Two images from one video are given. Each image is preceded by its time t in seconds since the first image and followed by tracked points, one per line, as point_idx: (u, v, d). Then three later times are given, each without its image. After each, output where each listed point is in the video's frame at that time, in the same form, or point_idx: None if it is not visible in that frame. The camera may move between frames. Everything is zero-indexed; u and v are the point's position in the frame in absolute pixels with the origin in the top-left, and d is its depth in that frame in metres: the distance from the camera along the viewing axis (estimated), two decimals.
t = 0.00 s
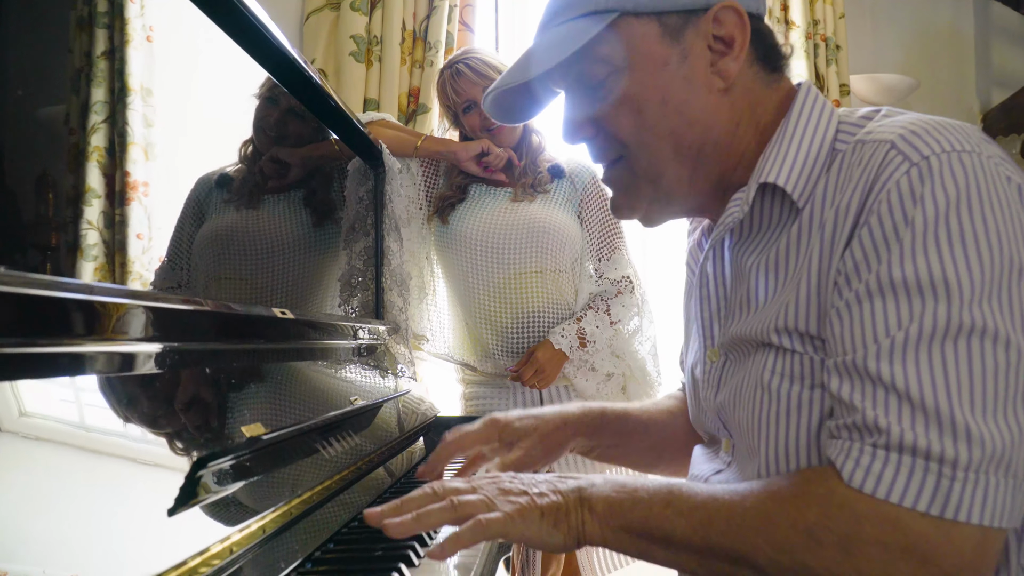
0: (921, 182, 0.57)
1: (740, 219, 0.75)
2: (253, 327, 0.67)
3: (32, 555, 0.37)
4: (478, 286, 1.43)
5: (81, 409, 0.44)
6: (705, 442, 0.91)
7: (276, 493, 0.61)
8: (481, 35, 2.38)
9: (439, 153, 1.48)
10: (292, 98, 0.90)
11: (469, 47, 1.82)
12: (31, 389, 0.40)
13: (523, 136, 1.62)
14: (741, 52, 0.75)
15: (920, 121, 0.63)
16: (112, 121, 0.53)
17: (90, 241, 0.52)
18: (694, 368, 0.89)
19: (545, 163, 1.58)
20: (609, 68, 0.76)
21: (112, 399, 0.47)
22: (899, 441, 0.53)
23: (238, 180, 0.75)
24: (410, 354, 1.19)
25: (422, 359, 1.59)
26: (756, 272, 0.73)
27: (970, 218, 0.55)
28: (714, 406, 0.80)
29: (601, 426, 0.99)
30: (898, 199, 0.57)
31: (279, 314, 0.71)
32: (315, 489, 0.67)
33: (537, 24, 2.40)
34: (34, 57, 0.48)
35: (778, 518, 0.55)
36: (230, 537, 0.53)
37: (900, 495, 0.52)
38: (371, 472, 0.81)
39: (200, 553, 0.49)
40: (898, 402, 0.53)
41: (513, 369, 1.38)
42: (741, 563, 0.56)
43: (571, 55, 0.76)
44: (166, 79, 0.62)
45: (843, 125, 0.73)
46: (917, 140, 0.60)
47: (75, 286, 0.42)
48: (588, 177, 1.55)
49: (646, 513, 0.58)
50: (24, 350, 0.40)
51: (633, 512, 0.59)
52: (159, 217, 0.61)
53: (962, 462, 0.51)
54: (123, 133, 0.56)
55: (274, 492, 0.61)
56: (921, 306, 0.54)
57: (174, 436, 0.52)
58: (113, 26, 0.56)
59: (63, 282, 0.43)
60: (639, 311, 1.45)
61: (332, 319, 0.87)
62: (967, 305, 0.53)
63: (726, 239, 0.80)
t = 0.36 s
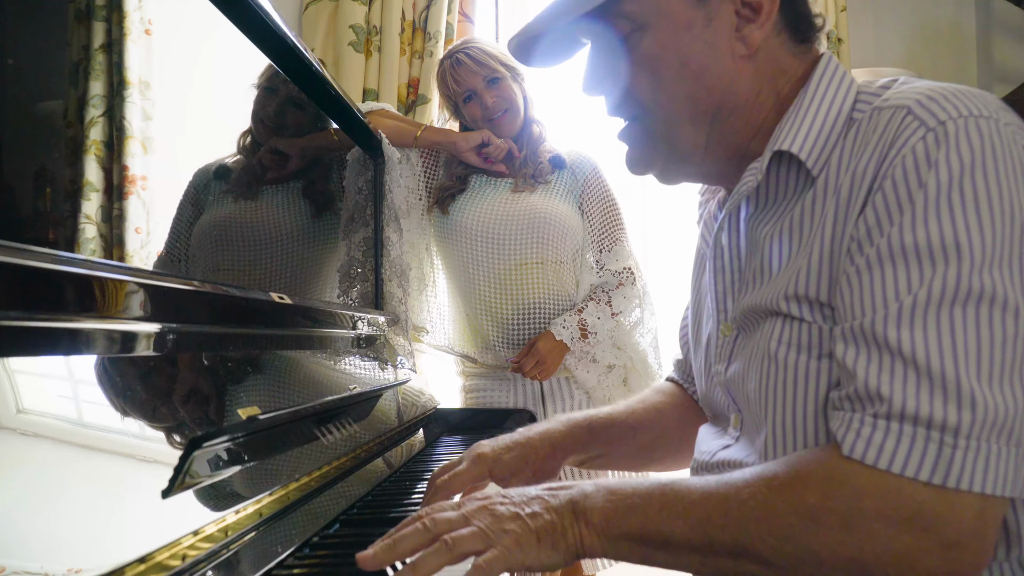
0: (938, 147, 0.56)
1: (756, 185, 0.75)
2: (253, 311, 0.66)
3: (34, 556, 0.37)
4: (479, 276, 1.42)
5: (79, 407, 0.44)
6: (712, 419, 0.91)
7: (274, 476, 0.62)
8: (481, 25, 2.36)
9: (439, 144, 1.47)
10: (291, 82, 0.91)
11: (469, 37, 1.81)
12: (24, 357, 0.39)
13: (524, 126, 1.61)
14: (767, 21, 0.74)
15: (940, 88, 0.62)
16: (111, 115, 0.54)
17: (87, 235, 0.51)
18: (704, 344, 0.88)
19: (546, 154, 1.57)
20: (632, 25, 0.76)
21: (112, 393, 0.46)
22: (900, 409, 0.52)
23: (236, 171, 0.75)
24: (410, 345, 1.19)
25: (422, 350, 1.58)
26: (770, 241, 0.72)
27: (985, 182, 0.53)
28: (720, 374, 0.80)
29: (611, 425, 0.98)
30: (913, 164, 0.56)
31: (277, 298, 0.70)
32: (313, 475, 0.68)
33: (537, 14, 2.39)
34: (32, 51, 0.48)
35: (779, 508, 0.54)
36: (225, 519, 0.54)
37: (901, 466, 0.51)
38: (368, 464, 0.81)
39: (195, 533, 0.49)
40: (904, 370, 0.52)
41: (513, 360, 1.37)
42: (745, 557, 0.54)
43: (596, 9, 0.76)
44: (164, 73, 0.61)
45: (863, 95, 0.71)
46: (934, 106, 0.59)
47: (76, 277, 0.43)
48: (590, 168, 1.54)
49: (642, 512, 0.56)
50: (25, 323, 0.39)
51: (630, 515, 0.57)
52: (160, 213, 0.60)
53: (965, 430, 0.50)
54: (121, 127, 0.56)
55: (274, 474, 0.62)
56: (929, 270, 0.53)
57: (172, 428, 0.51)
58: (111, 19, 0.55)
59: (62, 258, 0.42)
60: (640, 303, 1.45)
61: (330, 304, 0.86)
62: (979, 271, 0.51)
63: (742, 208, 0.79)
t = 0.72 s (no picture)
0: (964, 122, 0.55)
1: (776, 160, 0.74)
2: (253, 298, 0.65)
3: (32, 548, 0.37)
4: (480, 268, 1.42)
5: (78, 404, 0.44)
6: (724, 401, 0.90)
7: (274, 464, 0.62)
8: (481, 18, 2.35)
9: (440, 136, 1.46)
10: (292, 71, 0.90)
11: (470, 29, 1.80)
12: (17, 350, 0.39)
13: (525, 119, 1.61)
14: None
15: (969, 66, 0.61)
16: (110, 110, 0.54)
17: (88, 231, 0.51)
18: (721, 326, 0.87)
19: (547, 147, 1.56)
20: None
21: (113, 388, 0.46)
22: (916, 388, 0.51)
23: (237, 165, 0.74)
24: (411, 339, 1.19)
25: (422, 344, 1.58)
26: (790, 218, 0.71)
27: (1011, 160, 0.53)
28: (736, 353, 0.79)
29: (641, 427, 0.97)
30: (939, 139, 0.56)
31: (277, 286, 0.70)
32: (314, 464, 0.69)
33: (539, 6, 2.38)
34: (30, 47, 0.47)
35: (786, 494, 0.53)
36: (225, 504, 0.53)
37: (911, 445, 0.51)
38: (369, 458, 0.81)
39: (194, 517, 0.49)
40: (920, 347, 0.52)
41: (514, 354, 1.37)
42: (751, 543, 0.53)
43: None
44: (163, 69, 0.61)
45: (888, 72, 0.70)
46: (962, 82, 0.58)
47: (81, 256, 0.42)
48: (591, 161, 1.54)
49: (647, 503, 0.56)
50: (26, 302, 0.38)
51: (636, 506, 0.56)
52: (159, 209, 0.59)
53: (980, 410, 0.49)
54: (121, 122, 0.55)
55: (274, 463, 0.62)
56: (953, 246, 0.52)
57: (171, 424, 0.51)
58: (111, 14, 0.55)
59: (68, 237, 0.41)
60: (643, 296, 1.45)
61: (331, 294, 0.85)
62: (1002, 248, 0.51)
63: (763, 184, 0.78)
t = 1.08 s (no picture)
0: (977, 112, 0.55)
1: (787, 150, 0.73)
2: (252, 289, 0.65)
3: (35, 541, 0.36)
4: (480, 264, 1.42)
5: (77, 402, 0.44)
6: (730, 391, 0.90)
7: (273, 457, 0.62)
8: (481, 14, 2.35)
9: (439, 132, 1.46)
10: (292, 66, 0.90)
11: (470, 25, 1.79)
12: (16, 348, 0.39)
13: (524, 115, 1.60)
14: None
15: (983, 57, 0.61)
16: (109, 108, 0.54)
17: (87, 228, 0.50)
18: (726, 317, 0.86)
19: (547, 143, 1.56)
20: None
21: (112, 384, 0.46)
22: (922, 377, 0.51)
23: (236, 161, 0.74)
24: (411, 335, 1.19)
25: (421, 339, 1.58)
26: (800, 209, 0.71)
27: None
28: (739, 345, 0.79)
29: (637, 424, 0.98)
30: (951, 129, 0.56)
31: (277, 280, 0.70)
32: (312, 456, 0.69)
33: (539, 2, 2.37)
34: (30, 45, 0.47)
35: (790, 478, 0.53)
36: (222, 494, 0.53)
37: (915, 433, 0.50)
38: (370, 454, 0.81)
39: (190, 506, 0.48)
40: (927, 337, 0.51)
41: (514, 350, 1.37)
42: (753, 526, 0.54)
43: None
44: (164, 66, 0.61)
45: (900, 63, 0.70)
46: (975, 73, 0.58)
47: (81, 245, 0.42)
48: (591, 158, 1.54)
49: (653, 484, 0.56)
50: (24, 289, 0.39)
51: (639, 487, 0.56)
52: (158, 206, 0.59)
53: (986, 400, 0.49)
54: (119, 119, 0.55)
55: (272, 454, 0.62)
56: (966, 234, 0.52)
57: (172, 421, 0.50)
58: (110, 11, 0.55)
59: (70, 225, 0.41)
60: (643, 293, 1.45)
61: (331, 288, 0.85)
62: (1009, 238, 0.50)
63: (773, 176, 0.78)
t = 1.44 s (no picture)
0: (1006, 93, 0.53)
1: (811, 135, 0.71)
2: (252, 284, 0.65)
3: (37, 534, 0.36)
4: (482, 260, 1.41)
5: (77, 401, 0.43)
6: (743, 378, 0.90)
7: (274, 451, 0.62)
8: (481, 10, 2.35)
9: (439, 129, 1.46)
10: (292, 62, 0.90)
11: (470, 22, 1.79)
12: (19, 345, 0.40)
13: (525, 112, 1.60)
14: None
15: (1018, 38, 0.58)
16: (110, 105, 0.54)
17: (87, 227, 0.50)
18: (743, 306, 0.84)
19: (548, 140, 1.56)
20: None
21: (113, 381, 0.46)
22: (928, 364, 0.50)
23: (236, 158, 0.74)
24: (411, 332, 1.19)
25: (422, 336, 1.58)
26: (824, 192, 0.68)
27: None
28: (757, 335, 0.77)
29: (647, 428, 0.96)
30: (978, 110, 0.53)
31: (278, 276, 0.70)
32: (313, 451, 0.69)
33: None
34: (30, 45, 0.47)
35: (787, 470, 0.52)
36: (223, 487, 0.54)
37: (918, 418, 0.49)
38: (370, 451, 0.81)
39: (191, 499, 0.49)
40: (938, 323, 0.50)
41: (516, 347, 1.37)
42: (752, 518, 0.52)
43: None
44: (164, 64, 0.61)
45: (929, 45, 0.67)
46: (1007, 54, 0.56)
47: (81, 239, 0.42)
48: (592, 154, 1.53)
49: (648, 475, 0.55)
50: (26, 283, 0.39)
51: (638, 478, 0.55)
52: (159, 204, 0.59)
53: (994, 391, 0.48)
54: (119, 117, 0.55)
55: (273, 449, 0.62)
56: (986, 218, 0.50)
57: (172, 419, 0.50)
58: (110, 9, 0.55)
59: (72, 217, 0.42)
60: (644, 290, 1.44)
61: (331, 285, 0.85)
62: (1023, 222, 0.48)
63: (796, 161, 0.74)
